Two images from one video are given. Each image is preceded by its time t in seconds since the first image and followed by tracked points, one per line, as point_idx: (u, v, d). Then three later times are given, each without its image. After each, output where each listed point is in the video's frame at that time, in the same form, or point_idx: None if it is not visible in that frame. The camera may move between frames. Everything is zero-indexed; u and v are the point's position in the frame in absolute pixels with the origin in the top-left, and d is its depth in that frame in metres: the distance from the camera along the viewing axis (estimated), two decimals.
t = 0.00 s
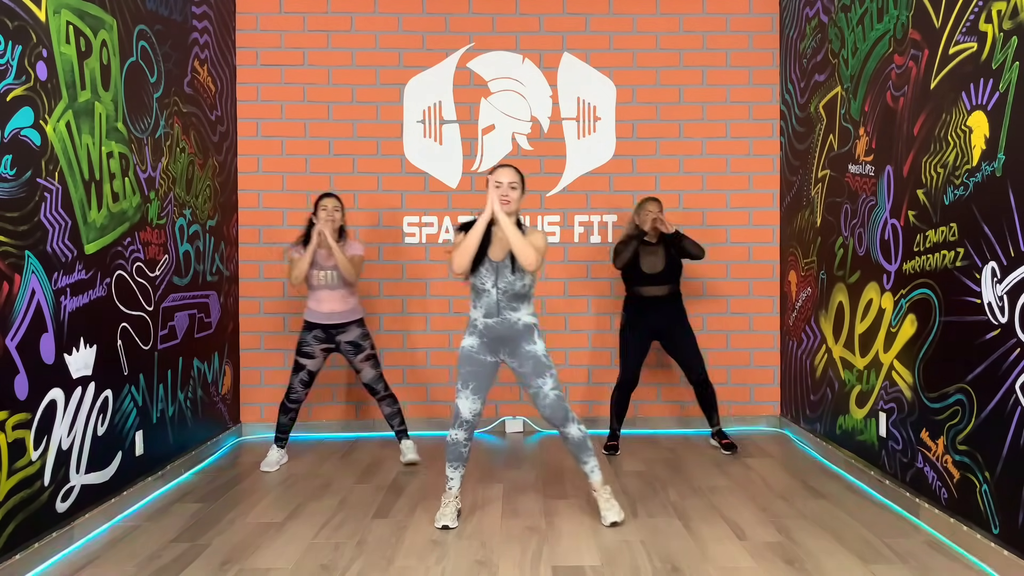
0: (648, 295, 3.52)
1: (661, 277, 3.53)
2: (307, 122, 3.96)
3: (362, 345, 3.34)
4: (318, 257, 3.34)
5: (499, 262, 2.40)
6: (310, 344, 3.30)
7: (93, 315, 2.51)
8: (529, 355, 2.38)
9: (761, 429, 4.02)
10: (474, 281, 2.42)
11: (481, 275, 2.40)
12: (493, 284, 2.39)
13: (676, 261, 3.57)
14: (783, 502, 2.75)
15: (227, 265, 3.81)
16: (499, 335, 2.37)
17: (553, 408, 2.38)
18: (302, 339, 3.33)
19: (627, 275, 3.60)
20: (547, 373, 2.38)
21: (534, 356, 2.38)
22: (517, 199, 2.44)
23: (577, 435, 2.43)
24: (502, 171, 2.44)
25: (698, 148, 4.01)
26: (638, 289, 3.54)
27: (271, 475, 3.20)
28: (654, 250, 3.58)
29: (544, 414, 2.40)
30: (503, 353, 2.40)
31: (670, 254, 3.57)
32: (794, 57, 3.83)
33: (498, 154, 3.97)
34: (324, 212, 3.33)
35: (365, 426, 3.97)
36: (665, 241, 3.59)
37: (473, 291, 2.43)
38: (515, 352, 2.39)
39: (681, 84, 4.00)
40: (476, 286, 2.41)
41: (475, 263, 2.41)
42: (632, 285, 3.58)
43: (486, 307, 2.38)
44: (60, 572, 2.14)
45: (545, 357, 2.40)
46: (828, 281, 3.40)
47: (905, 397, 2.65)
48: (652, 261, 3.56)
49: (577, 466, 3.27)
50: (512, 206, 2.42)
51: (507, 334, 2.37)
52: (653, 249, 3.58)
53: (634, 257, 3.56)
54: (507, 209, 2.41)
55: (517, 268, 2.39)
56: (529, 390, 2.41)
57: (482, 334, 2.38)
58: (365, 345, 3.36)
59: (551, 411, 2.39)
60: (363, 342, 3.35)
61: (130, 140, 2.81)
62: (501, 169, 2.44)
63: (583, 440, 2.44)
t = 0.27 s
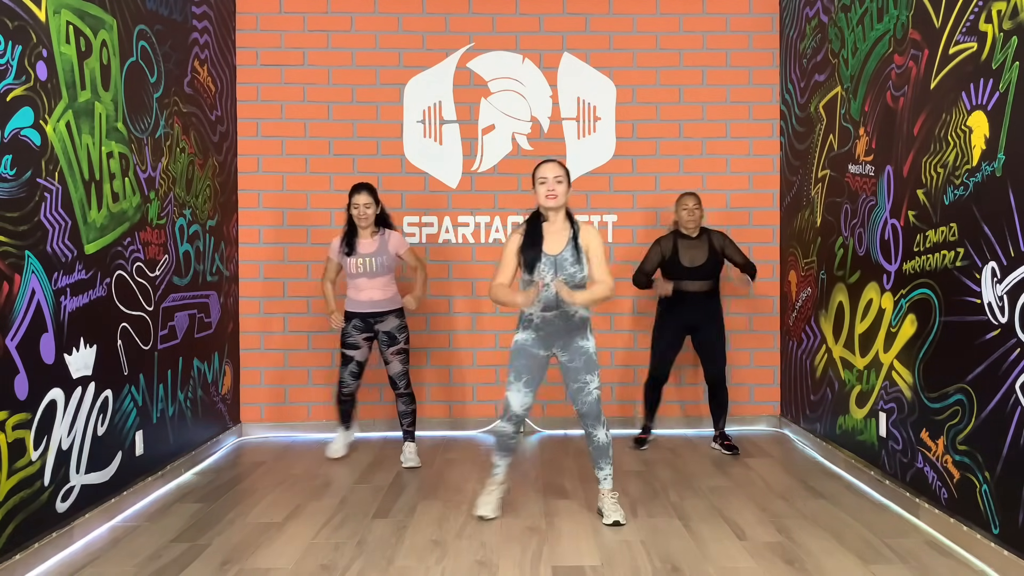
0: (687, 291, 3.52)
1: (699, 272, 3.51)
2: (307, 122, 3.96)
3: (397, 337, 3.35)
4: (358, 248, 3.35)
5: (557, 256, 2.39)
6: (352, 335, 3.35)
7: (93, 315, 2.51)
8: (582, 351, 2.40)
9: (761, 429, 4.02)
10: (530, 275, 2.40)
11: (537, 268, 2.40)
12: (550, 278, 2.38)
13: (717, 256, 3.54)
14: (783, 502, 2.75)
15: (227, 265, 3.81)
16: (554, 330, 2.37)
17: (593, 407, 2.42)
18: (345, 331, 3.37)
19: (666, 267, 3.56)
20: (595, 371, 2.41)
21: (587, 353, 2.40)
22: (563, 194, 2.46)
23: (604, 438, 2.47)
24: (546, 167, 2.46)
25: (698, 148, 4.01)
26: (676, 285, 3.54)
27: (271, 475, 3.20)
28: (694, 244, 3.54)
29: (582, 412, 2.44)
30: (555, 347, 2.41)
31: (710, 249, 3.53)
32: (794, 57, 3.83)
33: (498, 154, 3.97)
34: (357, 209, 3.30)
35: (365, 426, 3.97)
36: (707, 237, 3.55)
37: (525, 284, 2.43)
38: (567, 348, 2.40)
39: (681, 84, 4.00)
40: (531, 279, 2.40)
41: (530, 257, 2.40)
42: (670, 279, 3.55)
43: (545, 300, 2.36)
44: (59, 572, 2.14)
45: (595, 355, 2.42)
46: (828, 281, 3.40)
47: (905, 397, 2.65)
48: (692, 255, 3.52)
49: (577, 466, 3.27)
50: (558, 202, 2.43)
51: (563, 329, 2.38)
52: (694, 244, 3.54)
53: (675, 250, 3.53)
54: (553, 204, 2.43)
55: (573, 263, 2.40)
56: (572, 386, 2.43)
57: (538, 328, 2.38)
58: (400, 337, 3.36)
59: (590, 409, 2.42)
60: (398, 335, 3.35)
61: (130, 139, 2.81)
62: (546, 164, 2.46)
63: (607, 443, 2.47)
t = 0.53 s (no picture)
0: (695, 294, 3.55)
1: (711, 275, 3.54)
2: (307, 122, 3.96)
3: (405, 339, 3.33)
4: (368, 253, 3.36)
5: (574, 261, 2.44)
6: (368, 340, 3.33)
7: (93, 315, 2.51)
8: (598, 352, 2.47)
9: (761, 429, 4.02)
10: (547, 280, 2.46)
11: (556, 273, 2.45)
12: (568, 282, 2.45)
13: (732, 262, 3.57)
14: (783, 502, 2.75)
15: (227, 265, 3.81)
16: (573, 335, 2.45)
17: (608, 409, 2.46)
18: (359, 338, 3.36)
19: (678, 269, 3.60)
20: (609, 373, 2.48)
21: (602, 353, 2.48)
22: (582, 197, 2.47)
23: (614, 441, 2.48)
24: (565, 171, 2.47)
25: (698, 148, 4.01)
26: (685, 286, 3.58)
27: (271, 475, 3.20)
28: (711, 247, 3.56)
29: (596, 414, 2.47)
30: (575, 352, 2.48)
31: (727, 253, 3.56)
32: (794, 57, 3.83)
33: (498, 155, 3.97)
34: (368, 218, 3.27)
35: (365, 426, 3.97)
36: (725, 241, 3.58)
37: (543, 289, 2.48)
38: (585, 351, 2.48)
39: (681, 84, 4.00)
40: (549, 284, 2.46)
41: (548, 262, 2.44)
42: (681, 280, 3.60)
43: (563, 304, 2.44)
44: (59, 572, 2.14)
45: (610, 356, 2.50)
46: (828, 281, 3.40)
47: (905, 397, 2.65)
48: (707, 257, 3.55)
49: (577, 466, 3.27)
50: (577, 205, 2.44)
51: (581, 332, 2.46)
52: (711, 246, 3.56)
53: (690, 252, 3.56)
54: (571, 207, 2.44)
55: (590, 267, 2.45)
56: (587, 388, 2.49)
57: (556, 331, 2.45)
58: (408, 339, 3.34)
59: (603, 412, 2.46)
60: (406, 336, 3.33)
61: (130, 140, 2.81)
62: (563, 170, 2.47)
63: (616, 446, 2.48)
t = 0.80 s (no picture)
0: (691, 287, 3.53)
1: (705, 269, 3.51)
2: (307, 122, 3.96)
3: (393, 339, 3.31)
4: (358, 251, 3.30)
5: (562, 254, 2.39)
6: (347, 334, 3.31)
7: (93, 315, 2.51)
8: (586, 350, 2.39)
9: (761, 429, 4.02)
10: (536, 274, 2.41)
11: (545, 265, 2.39)
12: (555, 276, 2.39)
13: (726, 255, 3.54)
14: (783, 503, 2.75)
15: (227, 265, 3.81)
16: (560, 328, 2.37)
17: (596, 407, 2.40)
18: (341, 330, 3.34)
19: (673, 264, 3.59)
20: (599, 371, 2.40)
21: (590, 351, 2.39)
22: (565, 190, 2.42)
23: (605, 438, 2.46)
24: (547, 164, 2.40)
25: (698, 148, 4.01)
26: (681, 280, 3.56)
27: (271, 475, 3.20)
28: (703, 241, 3.53)
29: (584, 411, 2.41)
30: (561, 347, 2.40)
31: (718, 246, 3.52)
32: (794, 57, 3.83)
33: (498, 154, 3.97)
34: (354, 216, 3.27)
35: (365, 426, 3.98)
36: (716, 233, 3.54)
37: (533, 282, 2.42)
38: (572, 346, 2.39)
39: (681, 84, 4.00)
40: (537, 277, 2.41)
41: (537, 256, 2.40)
42: (677, 274, 3.58)
43: (550, 298, 2.38)
44: (59, 572, 2.14)
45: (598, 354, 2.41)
46: (828, 281, 3.40)
47: (905, 397, 2.65)
48: (701, 251, 3.52)
49: (576, 466, 3.27)
50: (560, 199, 2.39)
51: (568, 328, 2.37)
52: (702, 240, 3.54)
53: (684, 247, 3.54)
54: (555, 202, 2.40)
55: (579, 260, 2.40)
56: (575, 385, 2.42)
57: (543, 327, 2.37)
58: (396, 340, 3.32)
59: (591, 409, 2.40)
60: (394, 337, 3.31)
61: (130, 140, 2.81)
62: (546, 162, 2.39)
63: (608, 443, 2.46)
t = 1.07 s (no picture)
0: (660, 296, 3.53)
1: (675, 279, 3.52)
2: (307, 122, 3.96)
3: (358, 340, 3.35)
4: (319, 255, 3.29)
5: (509, 265, 2.40)
6: (306, 340, 3.33)
7: (93, 315, 2.51)
8: (538, 359, 2.38)
9: (761, 429, 4.02)
10: (483, 285, 2.42)
11: (490, 276, 2.41)
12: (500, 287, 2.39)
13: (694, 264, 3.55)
14: (783, 502, 2.75)
15: (227, 265, 3.81)
16: (506, 339, 2.36)
17: (559, 412, 2.40)
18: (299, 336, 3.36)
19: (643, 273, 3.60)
20: (557, 377, 2.39)
21: (544, 359, 2.38)
22: (522, 201, 2.44)
23: (582, 437, 2.45)
24: (506, 174, 2.44)
25: (698, 148, 4.01)
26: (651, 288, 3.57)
27: (271, 475, 3.20)
28: (673, 250, 3.55)
29: (553, 417, 2.42)
30: (510, 357, 2.40)
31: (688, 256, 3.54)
32: (794, 57, 3.83)
33: (498, 154, 3.97)
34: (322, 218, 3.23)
35: (365, 426, 3.97)
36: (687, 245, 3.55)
37: (479, 295, 2.43)
38: (524, 356, 2.39)
39: (681, 84, 4.00)
40: (483, 289, 2.42)
41: (482, 267, 2.42)
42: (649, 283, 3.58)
43: (495, 310, 2.38)
44: (59, 572, 2.14)
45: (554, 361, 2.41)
46: (828, 281, 3.40)
47: (905, 397, 2.65)
48: (669, 261, 3.54)
49: (576, 466, 3.27)
50: (516, 209, 2.42)
51: (515, 339, 2.36)
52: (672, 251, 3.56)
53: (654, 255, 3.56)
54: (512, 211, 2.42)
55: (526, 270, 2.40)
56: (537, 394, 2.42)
57: (490, 339, 2.37)
58: (361, 340, 3.36)
59: (558, 414, 2.40)
60: (357, 338, 3.35)
61: (130, 140, 2.81)
62: (506, 172, 2.45)
63: (586, 442, 2.45)
